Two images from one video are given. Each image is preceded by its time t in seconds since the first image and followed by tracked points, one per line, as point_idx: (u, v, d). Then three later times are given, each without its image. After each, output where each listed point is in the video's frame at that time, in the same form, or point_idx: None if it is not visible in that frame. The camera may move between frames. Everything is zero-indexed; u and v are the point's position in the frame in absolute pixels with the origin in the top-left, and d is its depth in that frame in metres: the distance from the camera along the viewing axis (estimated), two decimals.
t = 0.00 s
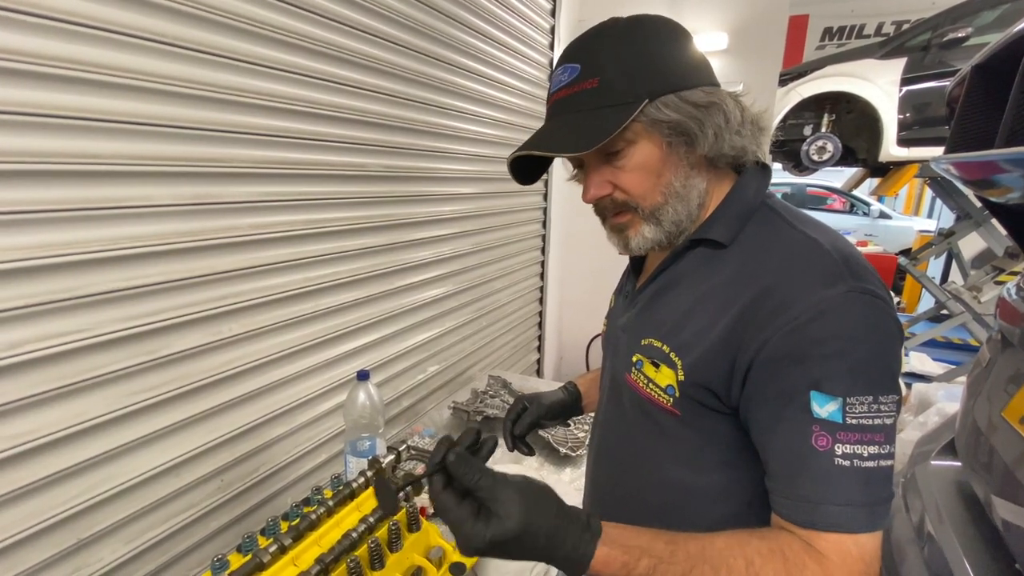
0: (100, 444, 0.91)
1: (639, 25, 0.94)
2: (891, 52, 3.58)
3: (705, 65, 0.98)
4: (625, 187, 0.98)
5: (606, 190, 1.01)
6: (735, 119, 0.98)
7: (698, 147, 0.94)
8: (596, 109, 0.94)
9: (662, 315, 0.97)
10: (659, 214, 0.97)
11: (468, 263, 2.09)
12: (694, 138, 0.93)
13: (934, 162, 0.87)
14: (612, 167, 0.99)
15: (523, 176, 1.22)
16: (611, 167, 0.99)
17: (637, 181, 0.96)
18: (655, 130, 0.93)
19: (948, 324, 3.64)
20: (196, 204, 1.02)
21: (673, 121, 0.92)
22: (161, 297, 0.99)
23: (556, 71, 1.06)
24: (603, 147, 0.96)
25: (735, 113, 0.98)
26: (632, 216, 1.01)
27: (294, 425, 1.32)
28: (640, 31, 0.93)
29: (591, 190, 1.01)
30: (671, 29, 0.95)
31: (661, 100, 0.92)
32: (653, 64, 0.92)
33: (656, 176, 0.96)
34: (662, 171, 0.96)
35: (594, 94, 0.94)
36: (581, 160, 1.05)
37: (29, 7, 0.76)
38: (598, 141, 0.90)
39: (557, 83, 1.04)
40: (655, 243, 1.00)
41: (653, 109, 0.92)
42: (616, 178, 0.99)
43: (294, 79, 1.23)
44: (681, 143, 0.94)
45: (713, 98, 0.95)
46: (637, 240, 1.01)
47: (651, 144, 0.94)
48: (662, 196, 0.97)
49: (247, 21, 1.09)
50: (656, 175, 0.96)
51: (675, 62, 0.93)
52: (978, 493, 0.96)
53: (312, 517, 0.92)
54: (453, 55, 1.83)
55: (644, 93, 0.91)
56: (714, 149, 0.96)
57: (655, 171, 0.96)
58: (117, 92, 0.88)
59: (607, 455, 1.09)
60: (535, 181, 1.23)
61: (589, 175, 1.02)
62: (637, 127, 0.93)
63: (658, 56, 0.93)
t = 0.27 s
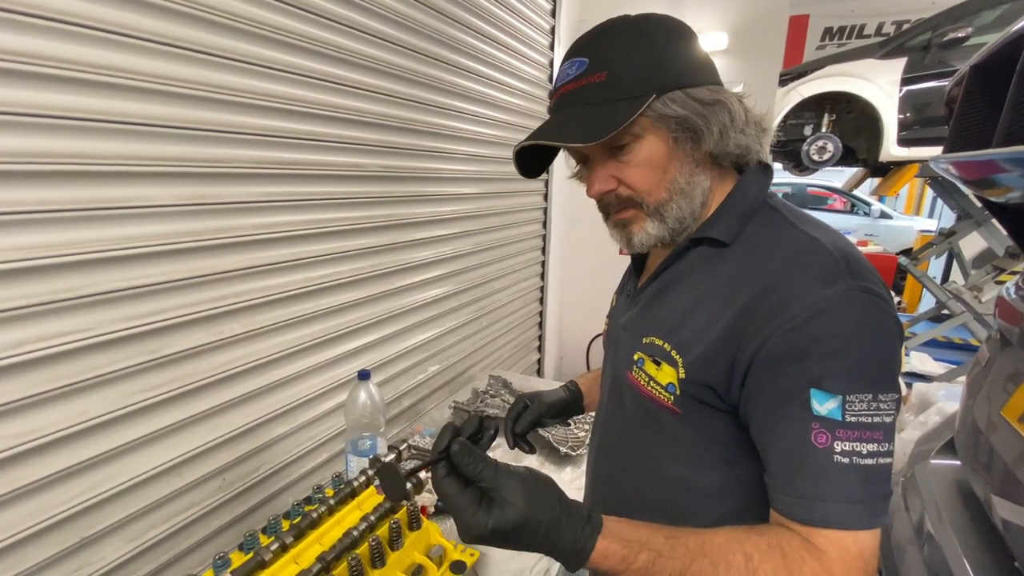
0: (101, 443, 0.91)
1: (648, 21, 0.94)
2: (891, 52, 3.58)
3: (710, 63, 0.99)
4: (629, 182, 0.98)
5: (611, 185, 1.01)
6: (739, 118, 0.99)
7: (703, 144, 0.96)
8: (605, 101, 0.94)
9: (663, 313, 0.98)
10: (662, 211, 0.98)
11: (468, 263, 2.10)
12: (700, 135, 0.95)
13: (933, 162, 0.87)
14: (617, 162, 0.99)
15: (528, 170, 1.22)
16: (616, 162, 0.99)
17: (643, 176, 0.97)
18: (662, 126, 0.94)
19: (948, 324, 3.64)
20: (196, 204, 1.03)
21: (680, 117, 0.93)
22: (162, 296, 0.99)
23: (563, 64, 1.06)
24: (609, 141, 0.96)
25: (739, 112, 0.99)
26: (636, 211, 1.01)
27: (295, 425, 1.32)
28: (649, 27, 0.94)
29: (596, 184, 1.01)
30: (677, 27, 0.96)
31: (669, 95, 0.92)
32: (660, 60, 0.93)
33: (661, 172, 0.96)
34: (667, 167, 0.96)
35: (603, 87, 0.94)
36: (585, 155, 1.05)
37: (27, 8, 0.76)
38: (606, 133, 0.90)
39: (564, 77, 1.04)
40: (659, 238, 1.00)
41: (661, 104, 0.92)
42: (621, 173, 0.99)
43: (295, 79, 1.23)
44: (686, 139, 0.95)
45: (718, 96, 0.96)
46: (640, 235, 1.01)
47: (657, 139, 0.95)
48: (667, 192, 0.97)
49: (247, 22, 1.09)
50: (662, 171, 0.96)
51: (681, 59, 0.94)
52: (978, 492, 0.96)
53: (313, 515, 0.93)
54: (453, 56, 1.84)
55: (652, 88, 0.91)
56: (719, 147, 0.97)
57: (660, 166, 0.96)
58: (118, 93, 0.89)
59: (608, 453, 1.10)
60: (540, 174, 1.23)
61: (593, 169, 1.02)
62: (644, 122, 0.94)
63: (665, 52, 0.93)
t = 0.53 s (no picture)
0: (101, 443, 0.92)
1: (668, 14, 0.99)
2: (891, 52, 3.59)
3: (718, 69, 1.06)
4: (647, 162, 0.99)
5: (626, 164, 1.01)
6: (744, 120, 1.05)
7: (716, 130, 1.00)
8: (628, 76, 0.94)
9: (659, 311, 0.98)
10: (678, 193, 0.99)
11: (468, 263, 2.10)
12: (716, 121, 0.99)
13: (930, 162, 0.87)
14: (636, 141, 1.00)
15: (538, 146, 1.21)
16: (634, 141, 1.00)
17: (659, 156, 0.99)
18: (684, 106, 0.97)
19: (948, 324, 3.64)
20: (196, 205, 1.03)
21: (700, 99, 0.98)
22: (163, 296, 1.00)
23: (579, 43, 1.05)
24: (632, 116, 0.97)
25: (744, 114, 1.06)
26: (649, 192, 1.01)
27: (295, 425, 1.32)
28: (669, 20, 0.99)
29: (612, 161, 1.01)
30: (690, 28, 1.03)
31: (692, 79, 0.97)
32: (683, 47, 0.97)
33: (677, 155, 0.99)
34: (685, 149, 0.99)
35: (629, 60, 0.94)
36: (600, 136, 1.06)
37: (24, 9, 0.76)
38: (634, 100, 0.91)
39: (581, 52, 1.03)
40: (671, 221, 1.00)
41: (682, 87, 0.97)
42: (639, 152, 1.00)
43: (295, 81, 1.24)
44: (704, 122, 0.99)
45: (729, 94, 1.03)
46: (653, 215, 1.00)
47: (675, 121, 0.98)
48: (681, 174, 0.99)
49: (246, 23, 1.09)
50: (678, 153, 0.99)
51: (698, 52, 1.00)
52: (975, 492, 0.97)
53: (313, 514, 0.93)
54: (453, 56, 1.85)
55: (675, 69, 0.94)
56: (731, 137, 1.01)
57: (676, 149, 0.99)
58: (117, 94, 0.89)
59: (606, 452, 1.10)
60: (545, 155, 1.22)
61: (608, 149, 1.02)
62: (665, 103, 0.97)
63: (685, 42, 0.98)
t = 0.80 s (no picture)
0: (100, 442, 0.92)
1: (622, 32, 0.95)
2: (890, 52, 3.56)
3: (691, 69, 0.98)
4: (609, 192, 0.99)
5: (592, 194, 1.02)
6: (718, 124, 0.97)
7: (679, 155, 0.95)
8: (579, 116, 0.95)
9: (653, 312, 0.99)
10: (642, 218, 0.99)
11: (467, 263, 2.10)
12: (676, 145, 0.94)
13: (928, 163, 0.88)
14: (596, 172, 1.00)
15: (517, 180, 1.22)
16: (595, 172, 1.00)
17: (620, 187, 0.98)
18: (637, 137, 0.94)
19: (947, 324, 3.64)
20: (195, 205, 1.03)
21: (654, 129, 0.93)
22: (162, 296, 1.00)
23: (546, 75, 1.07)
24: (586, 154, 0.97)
25: (720, 118, 0.97)
26: (619, 217, 1.02)
27: (294, 424, 1.33)
28: (624, 36, 0.95)
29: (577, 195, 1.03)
30: (650, 34, 0.96)
31: (643, 107, 0.93)
32: (635, 74, 0.93)
33: (639, 181, 0.97)
34: (645, 176, 0.97)
35: (580, 100, 0.95)
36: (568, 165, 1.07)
37: (22, 10, 0.77)
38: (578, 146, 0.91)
39: (546, 89, 1.05)
40: (642, 244, 1.01)
41: (634, 117, 0.92)
42: (600, 183, 1.00)
43: (294, 81, 1.24)
44: (662, 150, 0.95)
45: (695, 105, 0.95)
46: (624, 241, 1.02)
47: (632, 151, 0.95)
48: (646, 200, 0.98)
49: (243, 23, 1.09)
50: (640, 180, 0.97)
51: (655, 67, 0.93)
52: (973, 492, 0.97)
53: (311, 514, 0.93)
54: (452, 56, 1.85)
55: (626, 100, 0.92)
56: (697, 155, 0.96)
57: (637, 177, 0.97)
58: (116, 95, 0.89)
59: (602, 453, 1.10)
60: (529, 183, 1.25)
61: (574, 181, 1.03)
62: (618, 135, 0.94)
63: (641, 59, 0.93)
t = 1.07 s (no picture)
0: (98, 442, 0.92)
1: (594, 37, 0.90)
2: (889, 54, 3.62)
3: (669, 70, 0.91)
4: (585, 208, 0.97)
5: (569, 209, 0.99)
6: (698, 137, 0.91)
7: (655, 172, 0.91)
8: (552, 133, 0.92)
9: (616, 326, 0.98)
10: (619, 235, 0.96)
11: (465, 263, 2.10)
12: (652, 162, 0.90)
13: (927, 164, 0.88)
14: (572, 188, 0.97)
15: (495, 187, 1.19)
16: (570, 188, 0.97)
17: (597, 203, 0.95)
18: (611, 155, 0.90)
19: (946, 325, 3.65)
20: (194, 205, 1.04)
21: (629, 146, 0.88)
22: (160, 296, 1.00)
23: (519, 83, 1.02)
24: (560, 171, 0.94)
25: (700, 130, 0.91)
26: (597, 232, 1.00)
27: (293, 423, 1.33)
28: (597, 41, 0.90)
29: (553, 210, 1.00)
30: (622, 38, 0.89)
31: (618, 123, 0.88)
32: (608, 83, 0.88)
33: (616, 198, 0.94)
34: (621, 194, 0.93)
35: (551, 116, 0.92)
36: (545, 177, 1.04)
37: (22, 11, 0.77)
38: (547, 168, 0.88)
39: (519, 98, 1.01)
40: (620, 259, 0.99)
41: (608, 135, 0.88)
42: (577, 199, 0.97)
43: (294, 81, 1.24)
44: (638, 167, 0.91)
45: (673, 118, 0.89)
46: (602, 256, 1.00)
47: (607, 169, 0.91)
48: (622, 217, 0.95)
49: (242, 24, 1.10)
50: (616, 197, 0.94)
51: (628, 74, 0.87)
52: (969, 493, 0.97)
53: (308, 513, 0.94)
54: (451, 57, 1.85)
55: (598, 117, 0.88)
56: (675, 173, 0.91)
57: (613, 194, 0.93)
58: (116, 96, 0.90)
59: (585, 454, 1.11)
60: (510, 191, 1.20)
61: (550, 195, 1.00)
62: (593, 152, 0.90)
63: (614, 66, 0.88)
